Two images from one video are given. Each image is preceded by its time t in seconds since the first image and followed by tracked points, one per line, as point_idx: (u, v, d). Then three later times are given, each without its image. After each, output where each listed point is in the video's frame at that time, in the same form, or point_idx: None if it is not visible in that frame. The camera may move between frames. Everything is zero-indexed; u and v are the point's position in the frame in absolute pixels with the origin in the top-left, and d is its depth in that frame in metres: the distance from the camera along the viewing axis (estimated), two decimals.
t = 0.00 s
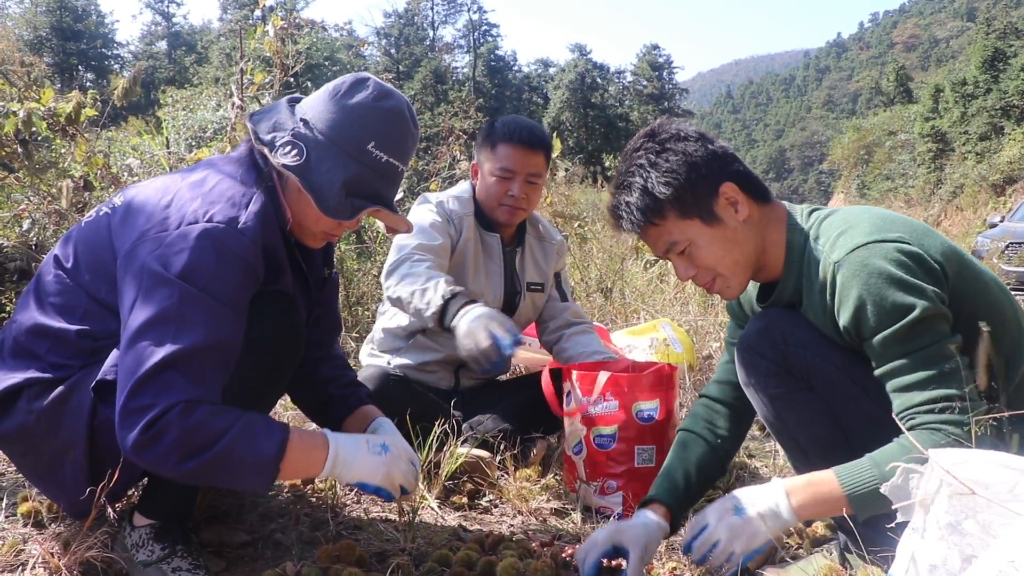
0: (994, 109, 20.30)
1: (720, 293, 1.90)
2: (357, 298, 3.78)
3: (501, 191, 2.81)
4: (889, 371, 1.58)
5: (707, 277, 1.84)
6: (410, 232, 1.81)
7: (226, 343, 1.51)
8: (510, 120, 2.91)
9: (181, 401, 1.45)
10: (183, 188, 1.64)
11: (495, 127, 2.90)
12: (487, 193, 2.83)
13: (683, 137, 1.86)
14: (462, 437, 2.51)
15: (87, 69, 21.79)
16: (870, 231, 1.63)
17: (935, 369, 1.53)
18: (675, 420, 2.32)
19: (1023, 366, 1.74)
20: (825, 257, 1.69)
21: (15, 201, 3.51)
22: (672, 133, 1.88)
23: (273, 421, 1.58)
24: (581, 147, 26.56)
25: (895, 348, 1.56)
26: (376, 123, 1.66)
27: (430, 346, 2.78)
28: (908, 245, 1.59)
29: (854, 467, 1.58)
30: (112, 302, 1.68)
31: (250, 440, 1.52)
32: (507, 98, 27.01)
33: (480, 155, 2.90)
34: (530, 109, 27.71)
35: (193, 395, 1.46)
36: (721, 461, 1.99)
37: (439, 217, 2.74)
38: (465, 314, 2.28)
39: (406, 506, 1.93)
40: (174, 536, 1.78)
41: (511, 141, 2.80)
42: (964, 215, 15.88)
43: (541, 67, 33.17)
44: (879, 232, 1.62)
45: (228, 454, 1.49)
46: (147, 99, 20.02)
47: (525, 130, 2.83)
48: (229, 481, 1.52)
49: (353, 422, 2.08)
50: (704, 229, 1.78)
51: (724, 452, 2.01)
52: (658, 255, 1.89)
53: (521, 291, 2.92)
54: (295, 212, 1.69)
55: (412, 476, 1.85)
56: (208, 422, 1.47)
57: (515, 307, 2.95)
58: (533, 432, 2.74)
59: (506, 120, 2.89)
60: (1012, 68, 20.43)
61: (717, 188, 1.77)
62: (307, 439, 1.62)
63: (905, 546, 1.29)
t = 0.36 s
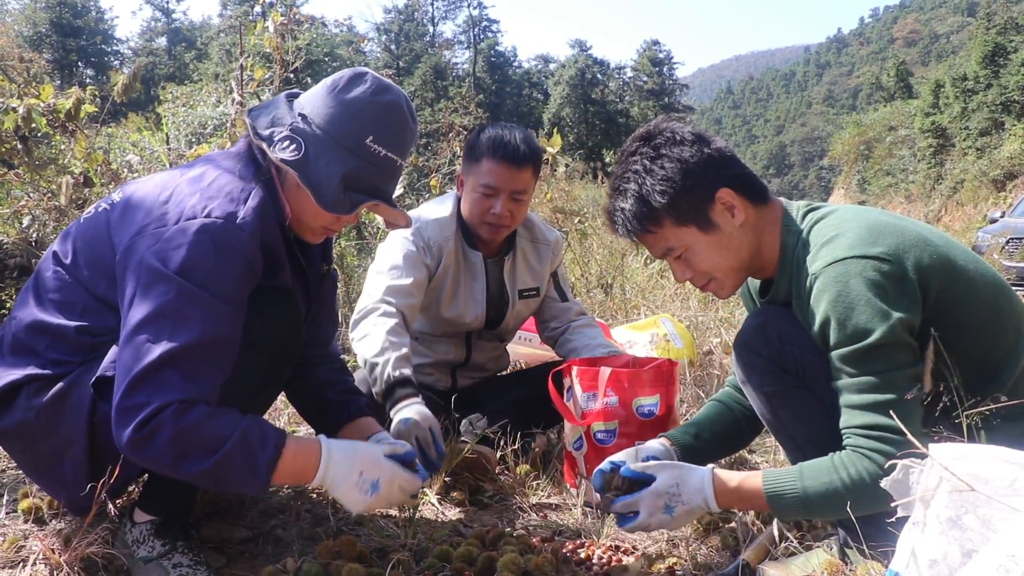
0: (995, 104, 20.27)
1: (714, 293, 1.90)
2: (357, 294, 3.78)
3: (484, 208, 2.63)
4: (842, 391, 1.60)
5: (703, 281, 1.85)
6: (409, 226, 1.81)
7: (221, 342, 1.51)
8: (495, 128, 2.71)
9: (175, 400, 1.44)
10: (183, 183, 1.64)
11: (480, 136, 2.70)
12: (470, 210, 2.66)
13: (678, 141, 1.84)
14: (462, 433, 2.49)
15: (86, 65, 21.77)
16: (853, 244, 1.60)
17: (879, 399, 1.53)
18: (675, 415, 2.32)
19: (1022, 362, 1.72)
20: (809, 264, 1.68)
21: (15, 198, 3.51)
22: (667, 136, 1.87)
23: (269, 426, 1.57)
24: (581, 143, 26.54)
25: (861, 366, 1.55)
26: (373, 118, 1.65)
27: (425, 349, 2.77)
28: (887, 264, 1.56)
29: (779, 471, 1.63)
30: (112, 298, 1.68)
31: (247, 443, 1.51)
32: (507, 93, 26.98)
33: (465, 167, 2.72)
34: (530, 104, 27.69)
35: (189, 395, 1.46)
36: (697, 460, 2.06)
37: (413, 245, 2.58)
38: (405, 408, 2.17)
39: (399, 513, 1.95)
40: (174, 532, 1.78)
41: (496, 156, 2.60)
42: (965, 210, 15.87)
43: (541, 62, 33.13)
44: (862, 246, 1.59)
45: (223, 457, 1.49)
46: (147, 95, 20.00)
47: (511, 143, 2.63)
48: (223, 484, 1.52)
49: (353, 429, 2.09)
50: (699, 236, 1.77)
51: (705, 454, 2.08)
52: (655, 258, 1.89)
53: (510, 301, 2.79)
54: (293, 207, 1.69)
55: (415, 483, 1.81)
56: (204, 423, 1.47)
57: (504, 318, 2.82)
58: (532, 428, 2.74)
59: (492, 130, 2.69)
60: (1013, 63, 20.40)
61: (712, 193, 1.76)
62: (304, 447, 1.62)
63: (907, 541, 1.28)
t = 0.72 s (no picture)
0: (996, 104, 20.26)
1: (715, 295, 1.90)
2: (358, 293, 3.78)
3: (489, 241, 2.46)
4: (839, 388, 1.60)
5: (703, 284, 1.85)
6: (409, 227, 1.80)
7: (223, 344, 1.51)
8: (499, 153, 2.55)
9: (181, 405, 1.45)
10: (184, 184, 1.64)
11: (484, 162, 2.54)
12: (474, 243, 2.50)
13: (677, 147, 1.83)
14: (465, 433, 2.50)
15: (87, 64, 21.79)
16: (855, 245, 1.60)
17: (877, 399, 1.53)
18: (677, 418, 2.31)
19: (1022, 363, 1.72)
20: (811, 265, 1.67)
21: (16, 197, 3.52)
22: (666, 142, 1.86)
23: (271, 436, 1.58)
24: (581, 143, 26.54)
25: (861, 364, 1.54)
26: (372, 119, 1.65)
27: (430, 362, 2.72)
28: (889, 264, 1.56)
29: (772, 477, 1.65)
30: (113, 297, 1.68)
31: (250, 451, 1.52)
32: (508, 93, 26.99)
33: (466, 196, 2.55)
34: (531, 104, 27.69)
35: (193, 399, 1.47)
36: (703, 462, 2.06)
37: (424, 282, 2.43)
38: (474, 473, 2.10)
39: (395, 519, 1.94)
40: (176, 531, 1.78)
41: (501, 187, 2.44)
42: (966, 211, 15.86)
43: (542, 62, 33.14)
44: (865, 246, 1.59)
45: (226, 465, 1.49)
46: (148, 94, 20.01)
47: (517, 172, 2.47)
48: (225, 492, 1.52)
49: (337, 426, 2.10)
50: (700, 241, 1.78)
51: (712, 454, 2.08)
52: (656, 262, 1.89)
53: (519, 320, 2.72)
54: (292, 206, 1.69)
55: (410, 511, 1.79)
56: (209, 430, 1.47)
57: (512, 338, 2.76)
58: (535, 428, 2.74)
59: (494, 158, 2.53)
60: (1014, 63, 20.40)
61: (713, 198, 1.75)
62: (304, 456, 1.63)
63: (907, 541, 1.27)
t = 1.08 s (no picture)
0: (996, 103, 20.26)
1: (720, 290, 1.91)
2: (360, 292, 3.79)
3: (498, 251, 2.44)
4: (827, 375, 1.60)
5: (708, 281, 1.85)
6: (411, 225, 1.79)
7: (226, 342, 1.51)
8: (510, 163, 2.52)
9: (184, 404, 1.45)
10: (185, 182, 1.64)
11: (494, 170, 2.51)
12: (481, 251, 2.47)
13: (676, 147, 1.82)
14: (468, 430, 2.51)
15: (87, 64, 21.81)
16: (855, 236, 1.60)
17: (862, 387, 1.53)
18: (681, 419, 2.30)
19: None
20: (810, 255, 1.68)
21: (18, 196, 3.52)
22: (666, 142, 1.84)
23: (275, 433, 1.58)
24: (582, 142, 26.54)
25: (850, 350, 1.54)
26: (372, 116, 1.65)
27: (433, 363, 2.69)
28: (887, 255, 1.56)
29: (757, 475, 1.67)
30: (115, 296, 1.68)
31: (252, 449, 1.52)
32: (509, 92, 26.99)
33: (477, 202, 2.50)
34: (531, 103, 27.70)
35: (196, 398, 1.47)
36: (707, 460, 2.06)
37: (423, 287, 2.41)
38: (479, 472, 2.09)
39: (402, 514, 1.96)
40: (179, 529, 1.78)
41: (512, 199, 2.40)
42: (966, 209, 15.86)
43: (541, 61, 33.11)
44: (864, 237, 1.59)
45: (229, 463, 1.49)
46: (148, 94, 20.01)
47: (526, 182, 2.43)
48: (229, 489, 1.52)
49: (343, 420, 2.10)
50: (702, 239, 1.78)
51: (716, 454, 2.08)
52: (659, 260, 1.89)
53: (522, 325, 2.71)
54: (292, 202, 1.69)
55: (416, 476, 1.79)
56: (211, 428, 1.47)
57: (516, 342, 2.75)
58: (537, 426, 2.74)
59: (508, 168, 2.48)
60: (1014, 61, 20.40)
61: (713, 198, 1.75)
62: (306, 451, 1.62)
63: (911, 538, 1.26)
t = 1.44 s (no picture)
0: (998, 108, 20.28)
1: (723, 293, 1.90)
2: (360, 288, 3.79)
3: (501, 241, 2.43)
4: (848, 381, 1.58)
5: (711, 284, 1.85)
6: (411, 218, 1.79)
7: (223, 331, 1.50)
8: (512, 153, 2.51)
9: (178, 391, 1.44)
10: (186, 171, 1.64)
11: (497, 161, 2.50)
12: (482, 242, 2.47)
13: (678, 149, 1.81)
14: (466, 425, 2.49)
15: (90, 59, 21.81)
16: (860, 237, 1.60)
17: (886, 389, 1.52)
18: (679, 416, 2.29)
19: None
20: (816, 257, 1.67)
21: (18, 188, 3.52)
22: (667, 144, 1.84)
23: (268, 416, 1.57)
24: (583, 142, 26.53)
25: (866, 356, 1.54)
26: (373, 108, 1.65)
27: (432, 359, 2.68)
28: (894, 256, 1.56)
29: (788, 471, 1.64)
30: (114, 286, 1.68)
31: (246, 434, 1.51)
32: (511, 92, 26.98)
33: (478, 192, 2.50)
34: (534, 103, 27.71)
35: (191, 385, 1.46)
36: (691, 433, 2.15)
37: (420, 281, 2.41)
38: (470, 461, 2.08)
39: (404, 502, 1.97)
40: (176, 521, 1.78)
41: (516, 190, 2.40)
42: (967, 214, 15.87)
43: (544, 61, 33.11)
44: (869, 238, 1.59)
45: (222, 448, 1.49)
46: (151, 89, 20.01)
47: (530, 174, 2.43)
48: (223, 474, 1.51)
49: (345, 412, 2.08)
50: (705, 242, 1.77)
51: (705, 429, 2.17)
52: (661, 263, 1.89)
53: (520, 317, 2.71)
54: (293, 194, 1.69)
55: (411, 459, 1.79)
56: (205, 414, 1.46)
57: (514, 335, 2.75)
58: (535, 424, 2.73)
59: (511, 158, 2.47)
60: (1016, 67, 20.41)
61: (715, 199, 1.74)
62: (302, 433, 1.62)
63: (910, 537, 1.26)
